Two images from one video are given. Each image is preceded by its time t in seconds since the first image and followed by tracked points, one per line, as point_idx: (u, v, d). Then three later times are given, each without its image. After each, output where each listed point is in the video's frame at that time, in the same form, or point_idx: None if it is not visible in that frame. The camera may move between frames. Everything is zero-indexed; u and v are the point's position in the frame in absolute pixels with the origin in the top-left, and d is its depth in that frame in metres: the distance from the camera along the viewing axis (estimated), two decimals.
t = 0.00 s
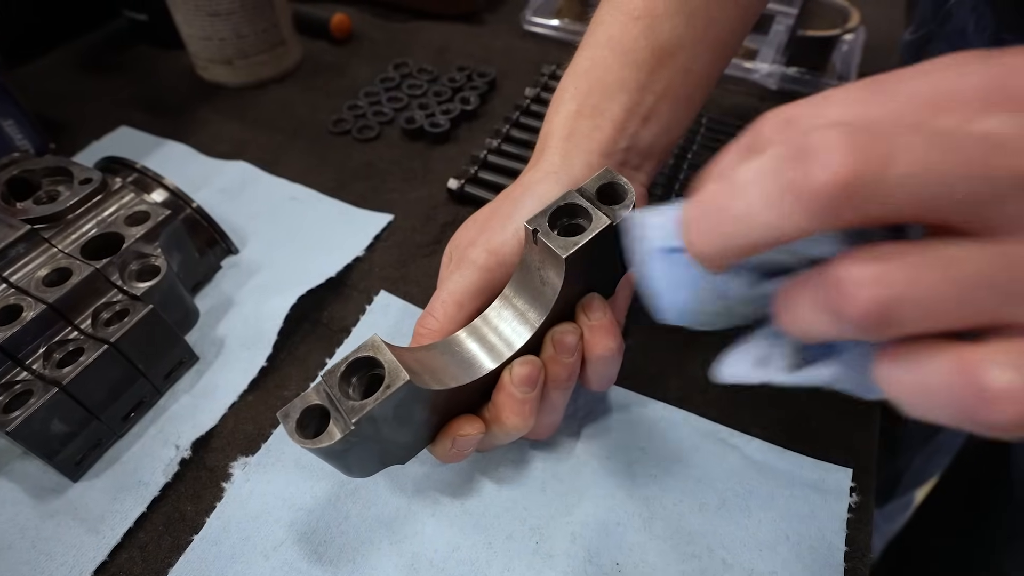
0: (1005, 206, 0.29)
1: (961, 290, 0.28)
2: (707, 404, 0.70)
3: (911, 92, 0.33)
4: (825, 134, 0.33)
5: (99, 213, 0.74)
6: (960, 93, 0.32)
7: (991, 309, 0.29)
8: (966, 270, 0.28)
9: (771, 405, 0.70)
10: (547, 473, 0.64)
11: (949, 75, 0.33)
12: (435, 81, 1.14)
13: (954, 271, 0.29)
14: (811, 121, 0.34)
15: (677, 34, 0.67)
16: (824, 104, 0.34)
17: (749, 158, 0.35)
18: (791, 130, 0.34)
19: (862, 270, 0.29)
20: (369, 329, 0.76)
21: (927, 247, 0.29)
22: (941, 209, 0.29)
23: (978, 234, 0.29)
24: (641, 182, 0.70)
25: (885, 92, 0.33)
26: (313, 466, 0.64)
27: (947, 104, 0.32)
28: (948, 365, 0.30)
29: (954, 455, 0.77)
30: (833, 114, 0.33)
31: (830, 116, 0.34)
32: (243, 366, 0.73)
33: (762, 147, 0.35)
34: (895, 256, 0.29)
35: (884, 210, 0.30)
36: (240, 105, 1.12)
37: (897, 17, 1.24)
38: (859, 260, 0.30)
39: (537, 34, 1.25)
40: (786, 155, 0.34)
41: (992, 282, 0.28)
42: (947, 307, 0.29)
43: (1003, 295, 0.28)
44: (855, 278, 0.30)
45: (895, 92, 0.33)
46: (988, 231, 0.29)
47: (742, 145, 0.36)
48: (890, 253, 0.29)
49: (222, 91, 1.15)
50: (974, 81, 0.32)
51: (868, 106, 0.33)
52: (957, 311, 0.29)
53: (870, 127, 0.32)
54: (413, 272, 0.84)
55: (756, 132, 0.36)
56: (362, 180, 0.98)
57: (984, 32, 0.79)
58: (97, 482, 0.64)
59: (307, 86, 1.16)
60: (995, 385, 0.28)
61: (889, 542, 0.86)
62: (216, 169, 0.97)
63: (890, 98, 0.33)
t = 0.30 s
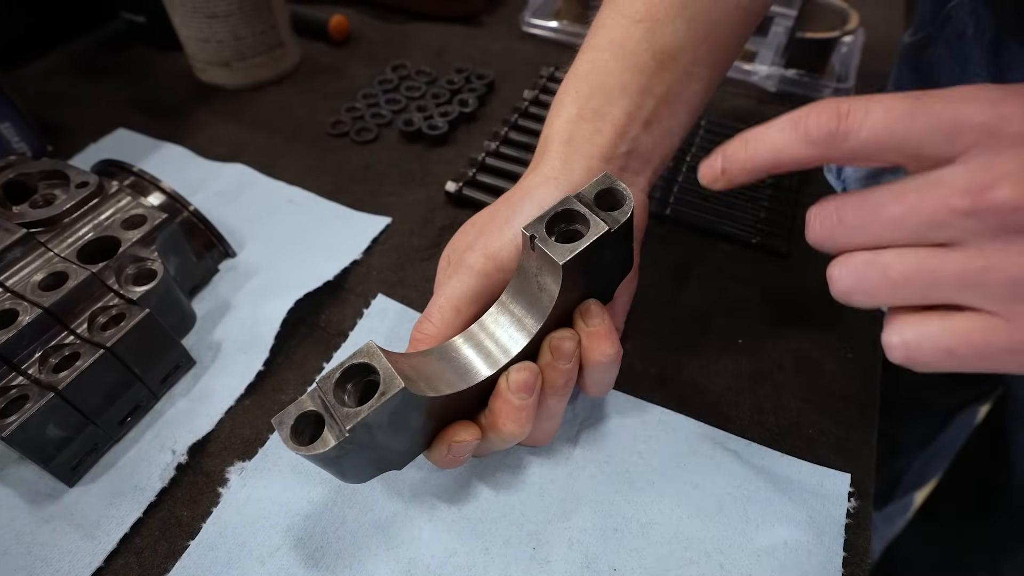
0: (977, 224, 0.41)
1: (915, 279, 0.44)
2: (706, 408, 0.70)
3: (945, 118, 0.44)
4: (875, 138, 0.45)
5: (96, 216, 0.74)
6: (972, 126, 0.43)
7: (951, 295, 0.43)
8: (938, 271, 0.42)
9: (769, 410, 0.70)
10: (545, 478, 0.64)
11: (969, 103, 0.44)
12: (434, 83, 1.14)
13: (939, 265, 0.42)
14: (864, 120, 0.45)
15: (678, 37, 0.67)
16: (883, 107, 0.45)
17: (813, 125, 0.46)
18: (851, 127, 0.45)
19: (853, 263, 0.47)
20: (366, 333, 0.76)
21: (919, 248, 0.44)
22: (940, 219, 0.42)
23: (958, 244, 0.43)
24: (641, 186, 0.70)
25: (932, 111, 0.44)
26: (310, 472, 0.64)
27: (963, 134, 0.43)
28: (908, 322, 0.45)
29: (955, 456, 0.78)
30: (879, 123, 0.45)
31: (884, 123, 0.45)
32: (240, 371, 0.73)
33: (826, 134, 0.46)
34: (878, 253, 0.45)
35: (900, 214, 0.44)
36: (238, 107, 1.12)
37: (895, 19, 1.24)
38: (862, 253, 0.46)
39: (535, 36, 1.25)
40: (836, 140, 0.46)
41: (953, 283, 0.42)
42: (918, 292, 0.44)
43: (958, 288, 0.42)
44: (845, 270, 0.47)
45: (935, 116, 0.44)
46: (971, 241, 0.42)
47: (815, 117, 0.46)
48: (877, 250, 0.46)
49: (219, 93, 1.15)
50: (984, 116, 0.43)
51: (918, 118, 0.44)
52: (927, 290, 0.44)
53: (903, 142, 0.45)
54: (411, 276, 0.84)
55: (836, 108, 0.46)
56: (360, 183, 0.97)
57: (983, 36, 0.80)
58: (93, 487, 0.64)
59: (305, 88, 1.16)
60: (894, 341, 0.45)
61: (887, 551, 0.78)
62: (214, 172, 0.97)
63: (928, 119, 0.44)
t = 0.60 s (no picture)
0: (865, 228, 0.37)
1: (817, 286, 0.39)
2: (707, 413, 0.70)
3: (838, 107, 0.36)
4: (756, 139, 0.38)
5: (93, 220, 0.73)
6: (856, 119, 0.36)
7: (854, 301, 0.39)
8: (840, 278, 0.38)
9: (770, 416, 0.69)
10: (544, 484, 0.64)
11: (850, 92, 0.36)
12: (433, 85, 1.14)
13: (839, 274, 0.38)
14: (744, 117, 0.38)
15: (689, 40, 0.67)
16: (768, 98, 0.38)
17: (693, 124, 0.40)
18: (731, 128, 0.39)
19: (758, 273, 0.42)
20: (365, 337, 0.75)
21: (819, 257, 0.39)
22: (831, 227, 0.38)
23: (855, 247, 0.38)
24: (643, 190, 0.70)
25: (821, 103, 0.36)
26: (308, 477, 0.64)
27: (847, 131, 0.36)
28: (815, 330, 0.41)
29: (958, 459, 0.77)
30: (761, 120, 0.38)
31: (769, 119, 0.38)
32: (238, 375, 0.73)
33: (707, 135, 0.40)
34: (781, 263, 0.41)
35: (796, 223, 0.39)
36: (237, 109, 1.11)
37: (896, 21, 1.24)
38: (766, 263, 0.42)
39: (535, 37, 1.25)
40: (717, 142, 0.40)
41: (855, 289, 0.38)
42: (821, 301, 0.40)
43: (861, 293, 0.38)
44: (749, 283, 0.43)
45: (824, 112, 0.36)
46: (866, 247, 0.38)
47: (693, 116, 0.41)
48: (781, 258, 0.41)
49: (218, 95, 1.14)
50: (867, 107, 0.35)
51: (804, 114, 0.37)
52: (830, 297, 0.39)
53: (789, 142, 0.38)
54: (410, 280, 0.83)
55: (715, 103, 0.40)
56: (359, 186, 0.97)
57: (987, 38, 0.79)
58: (89, 493, 0.64)
59: (304, 90, 1.15)
60: (808, 352, 0.41)
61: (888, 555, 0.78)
62: (212, 175, 0.96)
63: (812, 113, 0.36)
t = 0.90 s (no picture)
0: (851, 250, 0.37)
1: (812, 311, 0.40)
2: (705, 418, 0.69)
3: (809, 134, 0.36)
4: (731, 173, 0.38)
5: (88, 224, 0.73)
6: (828, 146, 0.35)
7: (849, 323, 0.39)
8: (830, 302, 0.39)
9: (769, 422, 0.69)
10: (542, 491, 0.63)
11: (819, 116, 0.36)
12: (431, 87, 1.13)
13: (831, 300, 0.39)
14: (718, 153, 0.38)
15: (686, 43, 0.66)
16: (740, 130, 0.38)
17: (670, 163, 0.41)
18: (706, 165, 0.39)
19: (751, 300, 0.43)
20: (362, 342, 0.75)
21: (809, 281, 0.40)
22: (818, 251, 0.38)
23: (843, 268, 0.38)
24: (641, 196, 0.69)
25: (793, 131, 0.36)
26: (304, 484, 0.63)
27: (821, 156, 0.36)
28: (815, 354, 0.41)
29: (956, 463, 0.77)
30: (735, 157, 0.38)
31: (742, 152, 0.37)
32: (234, 381, 0.72)
33: (684, 172, 0.40)
34: (773, 287, 0.42)
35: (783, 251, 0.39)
36: (234, 111, 1.11)
37: (896, 23, 1.24)
38: (759, 288, 0.43)
39: (533, 39, 1.24)
40: (695, 179, 0.40)
41: (847, 311, 0.38)
42: (816, 323, 0.40)
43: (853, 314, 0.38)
44: (745, 309, 0.43)
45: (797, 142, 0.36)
46: (853, 270, 0.38)
47: (671, 153, 0.41)
48: (773, 283, 0.42)
49: (216, 97, 1.14)
50: (837, 131, 0.35)
51: (776, 145, 0.36)
52: (823, 320, 0.40)
53: (765, 173, 0.38)
54: (407, 284, 0.83)
55: (690, 138, 0.40)
56: (357, 189, 0.97)
57: (988, 41, 0.79)
58: (84, 500, 0.63)
59: (302, 92, 1.15)
60: (811, 376, 0.41)
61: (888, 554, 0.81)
62: (209, 178, 0.96)
63: (784, 142, 0.36)
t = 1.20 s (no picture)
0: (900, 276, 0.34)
1: (868, 345, 0.37)
2: (704, 423, 0.69)
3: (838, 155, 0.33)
4: (758, 194, 0.36)
5: (83, 228, 0.73)
6: (861, 166, 0.33)
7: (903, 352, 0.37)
8: (883, 335, 0.36)
9: (767, 427, 0.69)
10: (539, 496, 0.63)
11: (846, 134, 0.34)
12: (429, 89, 1.13)
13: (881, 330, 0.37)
14: (745, 174, 0.36)
15: (685, 47, 0.66)
16: (769, 150, 0.35)
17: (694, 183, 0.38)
18: (734, 186, 0.36)
19: (792, 336, 0.40)
20: (360, 346, 0.74)
21: (854, 311, 0.37)
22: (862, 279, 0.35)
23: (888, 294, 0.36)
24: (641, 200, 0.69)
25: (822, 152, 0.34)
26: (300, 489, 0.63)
27: (853, 176, 0.33)
28: (871, 389, 0.40)
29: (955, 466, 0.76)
30: (764, 178, 0.35)
31: (772, 172, 0.35)
32: (230, 385, 0.72)
33: (709, 194, 0.37)
34: (815, 320, 0.39)
35: (823, 282, 0.37)
36: (231, 113, 1.11)
37: (896, 25, 1.23)
38: (798, 321, 0.40)
39: (532, 40, 1.24)
40: (721, 200, 0.37)
41: (901, 341, 0.36)
42: (866, 356, 0.38)
43: (906, 342, 0.36)
44: (785, 345, 0.41)
45: (826, 163, 0.34)
46: (896, 295, 0.36)
47: (694, 172, 0.38)
48: (815, 316, 0.39)
49: (213, 99, 1.13)
50: (869, 151, 0.33)
51: (808, 165, 0.34)
52: (873, 352, 0.38)
53: (795, 194, 0.35)
54: (405, 287, 0.82)
55: (715, 157, 0.37)
56: (354, 191, 0.96)
57: (987, 45, 0.78)
58: (79, 506, 0.63)
59: (300, 94, 1.14)
60: (872, 414, 0.39)
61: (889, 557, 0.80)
62: (207, 180, 0.95)
63: (814, 163, 0.34)
